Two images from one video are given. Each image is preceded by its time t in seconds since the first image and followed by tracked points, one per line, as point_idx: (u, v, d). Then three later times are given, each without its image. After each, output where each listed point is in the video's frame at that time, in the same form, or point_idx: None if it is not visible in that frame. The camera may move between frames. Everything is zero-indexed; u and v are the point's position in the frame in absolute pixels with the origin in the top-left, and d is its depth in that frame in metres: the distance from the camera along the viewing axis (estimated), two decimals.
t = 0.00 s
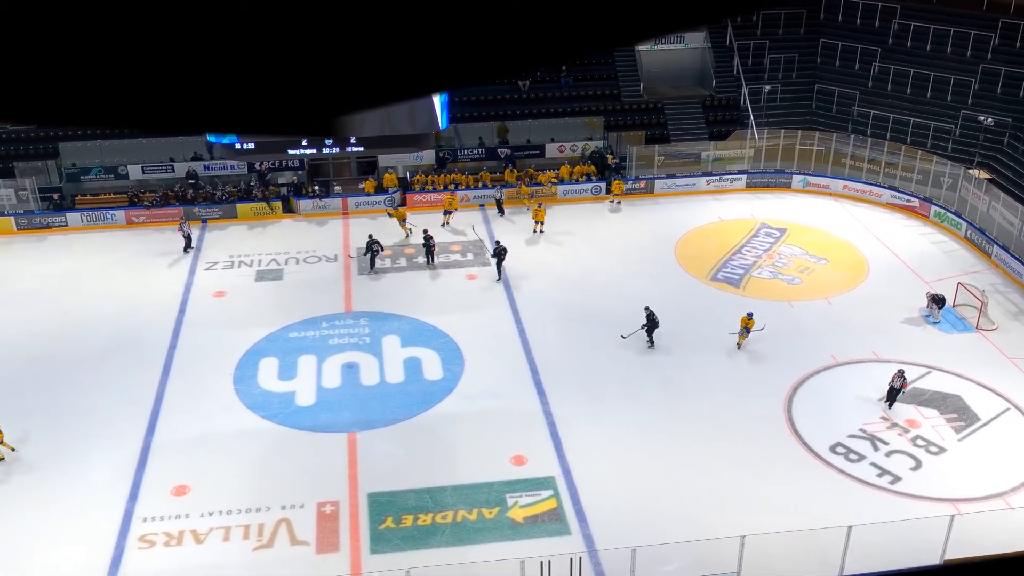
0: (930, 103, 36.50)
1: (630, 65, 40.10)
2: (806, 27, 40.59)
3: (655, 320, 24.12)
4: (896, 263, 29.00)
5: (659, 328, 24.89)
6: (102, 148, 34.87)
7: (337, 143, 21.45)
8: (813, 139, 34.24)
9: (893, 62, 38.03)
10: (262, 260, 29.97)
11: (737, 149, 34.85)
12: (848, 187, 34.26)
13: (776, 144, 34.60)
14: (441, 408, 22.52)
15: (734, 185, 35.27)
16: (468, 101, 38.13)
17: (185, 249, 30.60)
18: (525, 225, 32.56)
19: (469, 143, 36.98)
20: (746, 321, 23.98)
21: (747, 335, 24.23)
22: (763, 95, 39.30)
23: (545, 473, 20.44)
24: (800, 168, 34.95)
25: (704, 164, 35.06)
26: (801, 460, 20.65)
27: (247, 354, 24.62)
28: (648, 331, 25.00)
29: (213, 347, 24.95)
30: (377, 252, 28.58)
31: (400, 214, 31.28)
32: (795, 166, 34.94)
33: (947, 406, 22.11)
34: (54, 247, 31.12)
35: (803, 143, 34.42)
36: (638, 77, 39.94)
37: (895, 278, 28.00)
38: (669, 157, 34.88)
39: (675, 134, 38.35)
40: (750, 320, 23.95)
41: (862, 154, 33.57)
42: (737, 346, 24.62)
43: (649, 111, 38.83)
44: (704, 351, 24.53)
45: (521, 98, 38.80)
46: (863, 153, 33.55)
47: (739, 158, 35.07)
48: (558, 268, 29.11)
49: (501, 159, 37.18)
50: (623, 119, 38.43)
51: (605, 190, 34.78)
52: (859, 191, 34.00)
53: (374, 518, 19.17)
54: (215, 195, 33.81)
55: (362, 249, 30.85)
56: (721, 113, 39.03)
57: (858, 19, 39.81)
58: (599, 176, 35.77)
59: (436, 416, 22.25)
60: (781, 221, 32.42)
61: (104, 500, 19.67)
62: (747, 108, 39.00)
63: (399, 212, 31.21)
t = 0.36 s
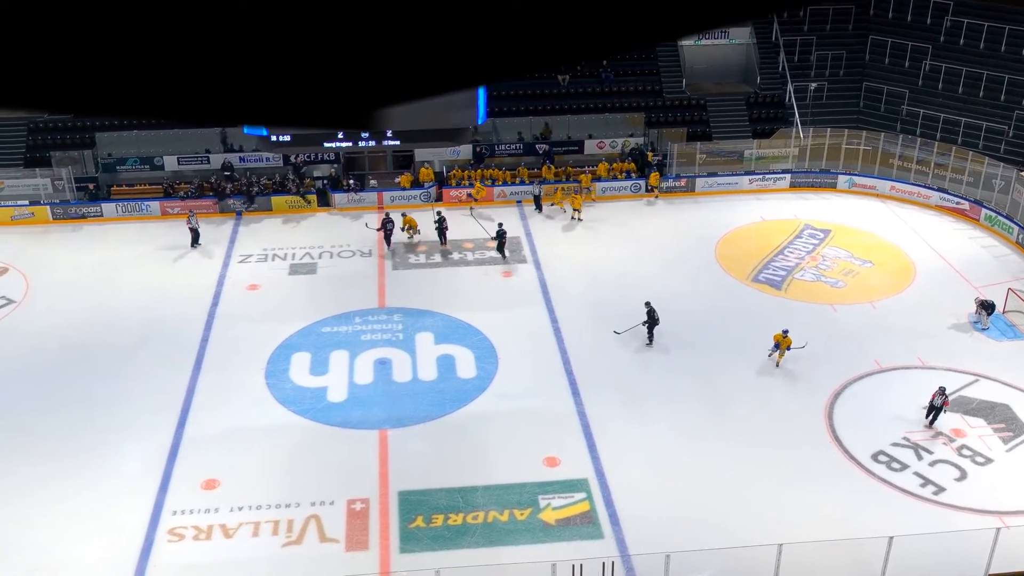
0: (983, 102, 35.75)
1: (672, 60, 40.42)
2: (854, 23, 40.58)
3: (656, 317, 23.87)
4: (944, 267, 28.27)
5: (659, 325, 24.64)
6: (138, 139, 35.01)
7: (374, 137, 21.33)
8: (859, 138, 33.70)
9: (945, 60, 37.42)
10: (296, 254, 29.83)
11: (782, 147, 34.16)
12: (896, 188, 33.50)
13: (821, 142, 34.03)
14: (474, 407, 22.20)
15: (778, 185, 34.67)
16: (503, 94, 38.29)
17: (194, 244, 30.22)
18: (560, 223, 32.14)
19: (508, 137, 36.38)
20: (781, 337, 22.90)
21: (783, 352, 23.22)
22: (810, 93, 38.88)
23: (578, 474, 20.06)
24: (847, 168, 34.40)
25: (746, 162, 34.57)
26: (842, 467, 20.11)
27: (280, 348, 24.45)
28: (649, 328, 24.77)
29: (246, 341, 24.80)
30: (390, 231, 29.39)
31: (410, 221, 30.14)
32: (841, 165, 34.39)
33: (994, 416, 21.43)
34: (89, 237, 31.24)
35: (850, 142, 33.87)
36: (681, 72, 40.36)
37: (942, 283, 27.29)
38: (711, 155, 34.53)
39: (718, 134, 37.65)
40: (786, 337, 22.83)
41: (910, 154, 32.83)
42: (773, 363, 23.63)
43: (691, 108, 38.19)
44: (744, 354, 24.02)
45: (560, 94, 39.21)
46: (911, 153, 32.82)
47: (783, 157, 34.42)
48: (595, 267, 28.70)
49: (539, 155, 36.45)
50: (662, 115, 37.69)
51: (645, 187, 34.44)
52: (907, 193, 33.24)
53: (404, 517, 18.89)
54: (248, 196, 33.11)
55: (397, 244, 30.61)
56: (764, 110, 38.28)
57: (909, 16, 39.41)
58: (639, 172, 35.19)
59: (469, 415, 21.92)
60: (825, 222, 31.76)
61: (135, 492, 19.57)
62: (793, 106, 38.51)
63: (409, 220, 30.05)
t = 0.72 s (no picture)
0: None
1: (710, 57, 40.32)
2: (898, 19, 40.57)
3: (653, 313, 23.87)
4: (988, 271, 27.59)
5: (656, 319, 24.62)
6: (170, 131, 35.03)
7: (407, 132, 21.05)
8: (902, 138, 33.12)
9: (990, 59, 37.17)
10: (326, 249, 29.68)
11: (822, 146, 33.64)
12: (939, 190, 32.80)
13: (861, 142, 33.60)
14: (503, 406, 21.90)
15: (817, 185, 34.09)
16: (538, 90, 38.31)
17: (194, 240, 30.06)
18: (592, 220, 31.76)
19: (542, 133, 36.24)
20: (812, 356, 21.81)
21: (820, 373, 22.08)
22: (851, 91, 38.75)
23: (607, 477, 19.70)
24: (888, 169, 33.83)
25: (785, 161, 34.11)
26: (879, 475, 19.61)
27: (309, 344, 24.28)
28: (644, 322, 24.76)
29: (274, 335, 24.66)
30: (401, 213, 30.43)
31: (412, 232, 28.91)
32: (882, 166, 33.92)
33: None
34: (120, 228, 31.31)
35: (892, 143, 33.39)
36: (719, 69, 40.16)
37: (986, 287, 26.65)
38: (748, 154, 34.16)
39: (756, 130, 37.75)
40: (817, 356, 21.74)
41: (955, 154, 32.09)
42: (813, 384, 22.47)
43: (730, 105, 38.01)
44: (779, 357, 23.55)
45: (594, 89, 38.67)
46: (956, 154, 32.08)
47: (822, 156, 33.88)
48: (629, 266, 28.32)
49: (573, 151, 36.28)
50: (699, 112, 37.70)
51: (680, 185, 34.03)
52: (951, 195, 32.51)
53: (430, 516, 18.63)
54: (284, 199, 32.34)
55: (428, 240, 30.37)
56: (804, 109, 38.15)
57: (956, 13, 39.47)
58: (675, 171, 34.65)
59: (498, 414, 21.63)
60: (865, 224, 31.16)
61: (162, 485, 19.46)
62: (833, 105, 38.31)
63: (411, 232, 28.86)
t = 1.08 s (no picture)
0: None
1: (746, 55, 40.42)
2: (939, 18, 40.23)
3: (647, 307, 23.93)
4: None
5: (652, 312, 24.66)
6: (200, 125, 35.09)
7: (436, 128, 20.80)
8: (940, 138, 32.60)
9: None
10: (354, 244, 29.59)
11: (858, 147, 33.28)
12: (978, 192, 32.23)
13: (900, 142, 33.09)
14: (530, 406, 21.66)
15: (854, 186, 33.77)
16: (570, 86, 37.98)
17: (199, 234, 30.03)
18: (622, 219, 31.49)
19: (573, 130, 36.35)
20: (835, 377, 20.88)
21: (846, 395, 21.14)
22: (889, 90, 38.61)
23: (635, 479, 19.42)
24: (926, 170, 33.23)
25: (820, 162, 33.70)
26: (913, 483, 19.20)
27: (335, 340, 24.15)
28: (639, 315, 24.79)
29: (301, 331, 24.56)
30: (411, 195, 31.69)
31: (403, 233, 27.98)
32: (921, 167, 33.26)
33: None
34: (148, 222, 31.36)
35: (930, 143, 32.83)
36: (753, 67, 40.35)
37: None
38: (783, 154, 33.68)
39: (792, 130, 37.54)
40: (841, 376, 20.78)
41: (995, 156, 31.51)
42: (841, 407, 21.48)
43: (765, 104, 37.94)
44: (812, 360, 23.18)
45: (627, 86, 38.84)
46: (996, 156, 31.49)
47: (859, 157, 33.54)
48: (660, 266, 28.02)
49: (604, 149, 36.42)
50: (733, 111, 37.57)
51: (713, 185, 33.76)
52: (990, 197, 31.93)
53: (455, 516, 18.43)
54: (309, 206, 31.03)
55: (456, 237, 30.21)
56: (840, 108, 38.05)
57: (999, 13, 38.87)
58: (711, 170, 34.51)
59: (525, 414, 21.40)
60: (901, 226, 30.68)
61: (187, 479, 19.38)
62: (871, 103, 38.29)
63: (399, 233, 27.80)
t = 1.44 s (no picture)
0: None
1: (779, 55, 40.42)
2: (977, 18, 40.15)
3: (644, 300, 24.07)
4: None
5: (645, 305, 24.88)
6: (227, 120, 35.35)
7: (464, 125, 20.62)
8: (978, 140, 32.08)
9: None
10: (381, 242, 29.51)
11: (893, 148, 32.98)
12: (1015, 196, 31.72)
13: (935, 144, 32.77)
14: (556, 407, 21.46)
15: (887, 188, 33.36)
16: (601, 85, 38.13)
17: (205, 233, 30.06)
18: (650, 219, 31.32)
19: (603, 129, 36.20)
20: (856, 398, 20.09)
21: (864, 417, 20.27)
22: (926, 91, 38.37)
23: (661, 483, 19.18)
24: (962, 172, 32.76)
25: (854, 163, 33.30)
26: (945, 491, 18.84)
27: (361, 338, 24.05)
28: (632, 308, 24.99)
29: (326, 327, 24.47)
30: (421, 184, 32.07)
31: (385, 239, 27.61)
32: (957, 169, 32.85)
33: None
34: (175, 216, 31.42)
35: (967, 145, 32.33)
36: (787, 66, 40.45)
37: None
38: (817, 154, 33.20)
39: (826, 130, 37.26)
40: (863, 398, 20.02)
41: None
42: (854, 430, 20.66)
43: (799, 104, 37.63)
44: (842, 365, 22.85)
45: (659, 84, 38.74)
46: None
47: (894, 158, 33.23)
48: (689, 267, 27.75)
49: (634, 148, 36.28)
50: (767, 110, 37.25)
51: (744, 186, 33.44)
52: None
53: (479, 516, 18.26)
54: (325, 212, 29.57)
55: (483, 236, 30.05)
56: (875, 109, 37.75)
57: None
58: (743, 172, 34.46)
59: (550, 414, 21.22)
60: (936, 229, 30.25)
61: (211, 474, 19.32)
62: (907, 105, 37.93)
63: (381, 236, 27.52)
